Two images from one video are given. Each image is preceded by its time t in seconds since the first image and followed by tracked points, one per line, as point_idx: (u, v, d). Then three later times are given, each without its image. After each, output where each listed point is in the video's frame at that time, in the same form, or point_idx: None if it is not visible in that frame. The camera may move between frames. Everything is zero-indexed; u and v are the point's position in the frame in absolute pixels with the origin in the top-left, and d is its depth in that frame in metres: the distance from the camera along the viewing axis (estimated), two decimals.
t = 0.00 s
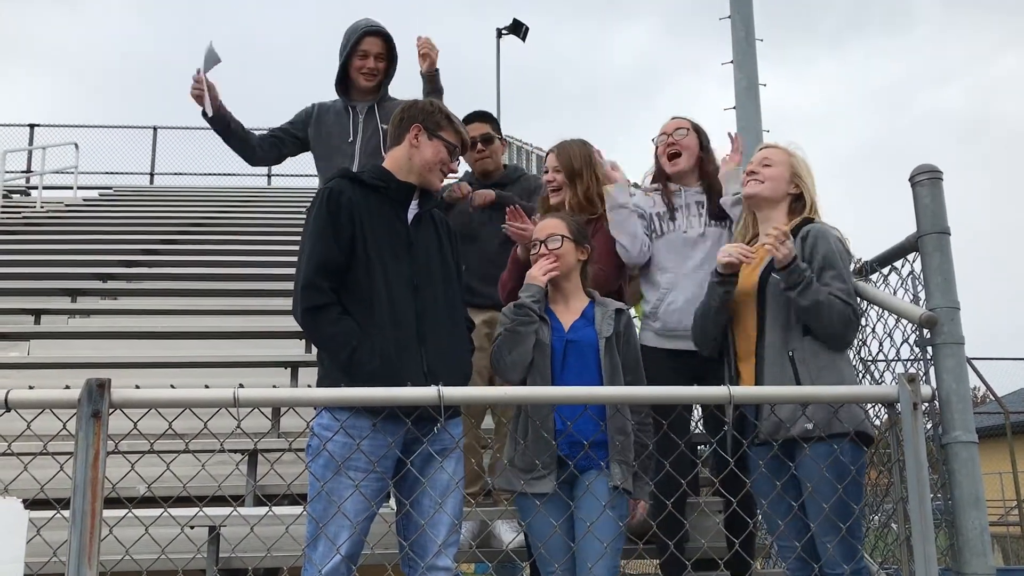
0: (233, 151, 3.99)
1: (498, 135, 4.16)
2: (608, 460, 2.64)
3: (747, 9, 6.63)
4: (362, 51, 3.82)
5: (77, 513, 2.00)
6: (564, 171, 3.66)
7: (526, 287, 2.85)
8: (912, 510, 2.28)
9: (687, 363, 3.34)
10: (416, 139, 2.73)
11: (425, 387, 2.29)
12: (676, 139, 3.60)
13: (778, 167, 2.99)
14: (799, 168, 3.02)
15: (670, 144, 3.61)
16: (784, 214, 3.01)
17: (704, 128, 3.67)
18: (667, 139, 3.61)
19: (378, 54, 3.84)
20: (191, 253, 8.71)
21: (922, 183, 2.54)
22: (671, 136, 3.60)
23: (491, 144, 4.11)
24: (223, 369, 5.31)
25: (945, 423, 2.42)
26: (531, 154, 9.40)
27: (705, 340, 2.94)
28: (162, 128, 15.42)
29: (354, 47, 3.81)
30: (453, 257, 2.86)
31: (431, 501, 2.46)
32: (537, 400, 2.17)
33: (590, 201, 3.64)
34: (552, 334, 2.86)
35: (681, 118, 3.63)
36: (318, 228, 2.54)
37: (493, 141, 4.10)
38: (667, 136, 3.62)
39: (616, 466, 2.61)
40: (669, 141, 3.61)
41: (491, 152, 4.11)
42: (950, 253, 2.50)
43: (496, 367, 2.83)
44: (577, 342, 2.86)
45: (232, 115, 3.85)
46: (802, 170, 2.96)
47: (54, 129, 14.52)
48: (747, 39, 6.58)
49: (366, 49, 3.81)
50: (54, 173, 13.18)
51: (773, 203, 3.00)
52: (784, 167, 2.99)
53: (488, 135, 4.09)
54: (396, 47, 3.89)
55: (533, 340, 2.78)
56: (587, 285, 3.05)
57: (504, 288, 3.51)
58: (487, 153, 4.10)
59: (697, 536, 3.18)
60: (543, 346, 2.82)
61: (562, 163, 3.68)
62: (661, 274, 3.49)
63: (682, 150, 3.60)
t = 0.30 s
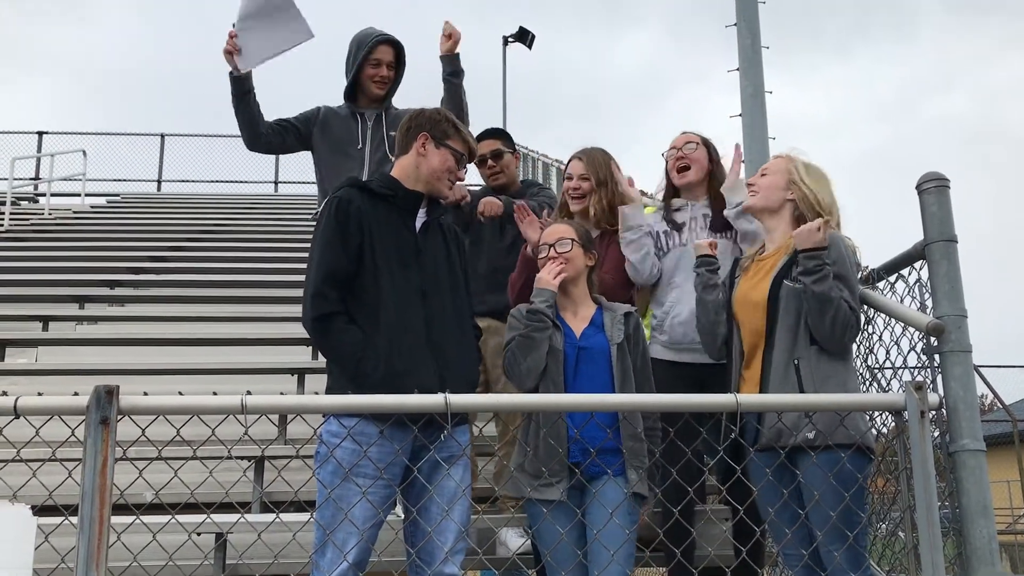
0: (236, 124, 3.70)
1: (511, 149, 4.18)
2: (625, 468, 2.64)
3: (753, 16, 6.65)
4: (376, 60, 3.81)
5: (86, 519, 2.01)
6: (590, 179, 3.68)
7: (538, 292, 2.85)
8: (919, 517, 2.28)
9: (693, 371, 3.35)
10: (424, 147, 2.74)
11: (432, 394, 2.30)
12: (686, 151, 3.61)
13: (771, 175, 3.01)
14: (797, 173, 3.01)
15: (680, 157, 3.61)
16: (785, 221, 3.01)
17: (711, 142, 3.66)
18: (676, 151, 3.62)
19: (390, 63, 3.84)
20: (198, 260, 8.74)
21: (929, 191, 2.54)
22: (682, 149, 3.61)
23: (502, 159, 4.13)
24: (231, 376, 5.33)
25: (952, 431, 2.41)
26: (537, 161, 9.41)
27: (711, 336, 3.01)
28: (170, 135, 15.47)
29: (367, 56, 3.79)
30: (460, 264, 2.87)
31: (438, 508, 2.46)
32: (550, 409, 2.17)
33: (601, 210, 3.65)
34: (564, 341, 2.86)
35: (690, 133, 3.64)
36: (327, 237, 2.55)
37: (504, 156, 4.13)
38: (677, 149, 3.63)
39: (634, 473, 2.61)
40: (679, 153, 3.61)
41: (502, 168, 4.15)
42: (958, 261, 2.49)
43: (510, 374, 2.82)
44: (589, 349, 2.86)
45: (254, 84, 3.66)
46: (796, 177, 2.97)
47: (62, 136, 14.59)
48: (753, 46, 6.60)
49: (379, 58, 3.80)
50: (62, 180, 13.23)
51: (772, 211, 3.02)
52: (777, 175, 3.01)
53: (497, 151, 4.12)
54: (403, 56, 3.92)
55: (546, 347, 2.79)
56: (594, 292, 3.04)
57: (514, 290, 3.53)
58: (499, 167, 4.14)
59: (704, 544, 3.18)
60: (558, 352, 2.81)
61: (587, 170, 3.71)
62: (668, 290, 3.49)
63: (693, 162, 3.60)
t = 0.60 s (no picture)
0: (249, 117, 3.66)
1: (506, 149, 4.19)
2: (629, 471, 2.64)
3: (758, 20, 6.65)
4: (380, 66, 3.81)
5: (93, 524, 2.01)
6: (597, 181, 3.70)
7: (549, 300, 2.83)
8: (926, 522, 2.27)
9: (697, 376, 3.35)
10: (428, 153, 2.75)
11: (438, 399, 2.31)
12: (702, 156, 3.61)
13: (800, 181, 2.98)
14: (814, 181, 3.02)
15: (696, 161, 3.61)
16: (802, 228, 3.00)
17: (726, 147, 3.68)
18: (693, 155, 3.63)
19: (394, 68, 3.85)
20: (204, 265, 8.76)
21: (935, 196, 2.53)
22: (698, 153, 3.61)
23: (499, 158, 4.13)
24: (238, 381, 5.34)
25: (959, 436, 2.40)
26: (543, 166, 9.41)
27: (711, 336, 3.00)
28: (176, 141, 15.52)
29: (372, 63, 3.80)
30: (466, 268, 2.87)
31: (444, 513, 2.46)
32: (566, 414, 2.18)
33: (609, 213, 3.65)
34: (569, 345, 2.86)
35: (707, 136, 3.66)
36: (332, 245, 2.56)
37: (500, 157, 4.11)
38: (693, 153, 3.64)
39: (638, 476, 2.61)
40: (696, 158, 3.61)
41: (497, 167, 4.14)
42: (964, 266, 2.49)
43: (515, 379, 2.81)
44: (595, 352, 2.86)
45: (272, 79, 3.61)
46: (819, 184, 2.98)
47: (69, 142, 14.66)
48: (758, 51, 6.60)
49: (383, 63, 3.81)
50: (69, 185, 13.29)
51: (794, 216, 2.98)
52: (804, 181, 2.98)
53: (494, 151, 4.11)
54: (407, 60, 3.91)
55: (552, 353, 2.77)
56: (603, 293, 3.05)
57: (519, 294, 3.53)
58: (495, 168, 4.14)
59: (710, 550, 3.16)
60: (563, 358, 2.82)
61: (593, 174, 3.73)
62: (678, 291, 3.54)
63: (708, 168, 3.60)
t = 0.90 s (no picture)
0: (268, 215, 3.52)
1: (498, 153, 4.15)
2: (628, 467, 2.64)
3: (760, 21, 6.64)
4: (390, 70, 3.81)
5: (95, 526, 2.01)
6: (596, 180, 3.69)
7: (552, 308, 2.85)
8: (931, 523, 2.26)
9: (698, 377, 3.34)
10: (432, 155, 2.75)
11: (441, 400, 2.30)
12: (702, 160, 3.61)
13: (789, 182, 2.96)
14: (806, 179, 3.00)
15: (697, 165, 3.61)
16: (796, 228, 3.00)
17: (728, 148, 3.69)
18: (693, 159, 3.63)
19: (403, 73, 3.84)
20: (206, 267, 8.76)
21: (939, 196, 2.52)
22: (699, 156, 3.61)
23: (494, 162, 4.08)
24: (239, 383, 5.34)
25: (964, 437, 2.39)
26: (545, 168, 9.41)
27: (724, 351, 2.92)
28: (177, 143, 15.52)
29: (382, 66, 3.78)
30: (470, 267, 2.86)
31: (447, 515, 2.45)
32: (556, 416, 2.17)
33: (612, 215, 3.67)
34: (571, 343, 2.86)
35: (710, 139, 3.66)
36: (333, 245, 2.56)
37: (495, 158, 4.07)
38: (694, 156, 3.63)
39: (636, 472, 2.61)
40: (696, 161, 3.61)
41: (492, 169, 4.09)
42: (969, 266, 2.48)
43: (518, 386, 2.80)
44: (597, 348, 2.85)
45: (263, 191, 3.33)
46: (811, 181, 2.96)
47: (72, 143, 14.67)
48: (761, 52, 6.60)
49: (393, 68, 3.80)
50: (71, 187, 13.30)
51: (785, 220, 2.98)
52: (794, 182, 2.97)
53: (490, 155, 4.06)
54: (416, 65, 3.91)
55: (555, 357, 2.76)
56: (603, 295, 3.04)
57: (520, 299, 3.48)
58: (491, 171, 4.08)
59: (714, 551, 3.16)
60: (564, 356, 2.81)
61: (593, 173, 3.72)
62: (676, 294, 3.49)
63: (708, 171, 3.60)
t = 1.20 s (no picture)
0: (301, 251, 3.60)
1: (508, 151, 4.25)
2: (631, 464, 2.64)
3: (760, 21, 6.64)
4: (383, 76, 3.79)
5: (94, 527, 2.00)
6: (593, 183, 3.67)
7: (556, 309, 2.82)
8: (935, 524, 2.25)
9: (699, 377, 3.29)
10: (433, 154, 2.74)
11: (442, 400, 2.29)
12: (695, 154, 3.63)
13: (763, 194, 2.94)
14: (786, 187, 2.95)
15: (689, 159, 3.62)
16: (786, 234, 2.98)
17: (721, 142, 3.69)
18: (686, 154, 3.64)
19: (397, 78, 3.81)
20: (206, 268, 8.76)
21: (942, 196, 2.51)
22: (692, 151, 3.64)
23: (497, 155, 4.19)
24: (239, 383, 5.34)
25: (967, 437, 2.38)
26: (545, 169, 9.41)
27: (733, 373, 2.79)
28: (177, 144, 15.51)
29: (375, 71, 3.76)
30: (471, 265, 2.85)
31: (448, 515, 2.44)
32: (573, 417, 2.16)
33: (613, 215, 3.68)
34: (578, 344, 2.84)
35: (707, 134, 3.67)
36: (334, 243, 2.55)
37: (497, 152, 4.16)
38: (687, 151, 3.65)
39: (640, 469, 2.61)
40: (688, 155, 3.63)
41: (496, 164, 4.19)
42: (971, 266, 2.47)
43: (528, 391, 2.76)
44: (604, 348, 2.85)
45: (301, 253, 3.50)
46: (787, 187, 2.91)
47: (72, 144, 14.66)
48: (761, 52, 6.59)
49: (386, 73, 3.78)
50: (71, 189, 13.30)
51: (768, 229, 2.96)
52: (769, 191, 2.94)
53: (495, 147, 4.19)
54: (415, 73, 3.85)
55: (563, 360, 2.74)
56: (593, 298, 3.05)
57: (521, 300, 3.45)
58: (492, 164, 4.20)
59: (716, 552, 3.16)
60: (572, 361, 2.78)
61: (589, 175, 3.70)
62: (675, 295, 3.47)
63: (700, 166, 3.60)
